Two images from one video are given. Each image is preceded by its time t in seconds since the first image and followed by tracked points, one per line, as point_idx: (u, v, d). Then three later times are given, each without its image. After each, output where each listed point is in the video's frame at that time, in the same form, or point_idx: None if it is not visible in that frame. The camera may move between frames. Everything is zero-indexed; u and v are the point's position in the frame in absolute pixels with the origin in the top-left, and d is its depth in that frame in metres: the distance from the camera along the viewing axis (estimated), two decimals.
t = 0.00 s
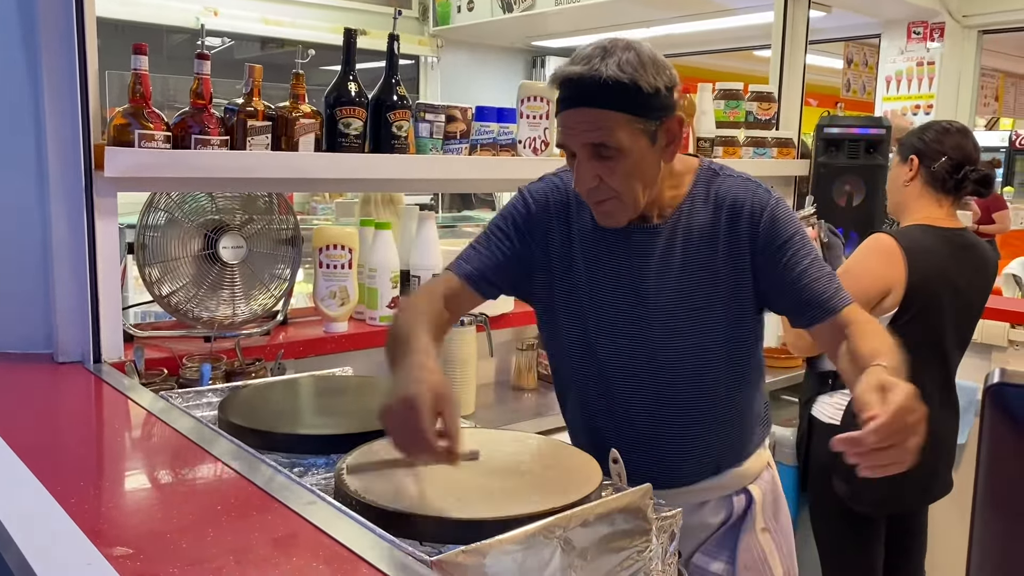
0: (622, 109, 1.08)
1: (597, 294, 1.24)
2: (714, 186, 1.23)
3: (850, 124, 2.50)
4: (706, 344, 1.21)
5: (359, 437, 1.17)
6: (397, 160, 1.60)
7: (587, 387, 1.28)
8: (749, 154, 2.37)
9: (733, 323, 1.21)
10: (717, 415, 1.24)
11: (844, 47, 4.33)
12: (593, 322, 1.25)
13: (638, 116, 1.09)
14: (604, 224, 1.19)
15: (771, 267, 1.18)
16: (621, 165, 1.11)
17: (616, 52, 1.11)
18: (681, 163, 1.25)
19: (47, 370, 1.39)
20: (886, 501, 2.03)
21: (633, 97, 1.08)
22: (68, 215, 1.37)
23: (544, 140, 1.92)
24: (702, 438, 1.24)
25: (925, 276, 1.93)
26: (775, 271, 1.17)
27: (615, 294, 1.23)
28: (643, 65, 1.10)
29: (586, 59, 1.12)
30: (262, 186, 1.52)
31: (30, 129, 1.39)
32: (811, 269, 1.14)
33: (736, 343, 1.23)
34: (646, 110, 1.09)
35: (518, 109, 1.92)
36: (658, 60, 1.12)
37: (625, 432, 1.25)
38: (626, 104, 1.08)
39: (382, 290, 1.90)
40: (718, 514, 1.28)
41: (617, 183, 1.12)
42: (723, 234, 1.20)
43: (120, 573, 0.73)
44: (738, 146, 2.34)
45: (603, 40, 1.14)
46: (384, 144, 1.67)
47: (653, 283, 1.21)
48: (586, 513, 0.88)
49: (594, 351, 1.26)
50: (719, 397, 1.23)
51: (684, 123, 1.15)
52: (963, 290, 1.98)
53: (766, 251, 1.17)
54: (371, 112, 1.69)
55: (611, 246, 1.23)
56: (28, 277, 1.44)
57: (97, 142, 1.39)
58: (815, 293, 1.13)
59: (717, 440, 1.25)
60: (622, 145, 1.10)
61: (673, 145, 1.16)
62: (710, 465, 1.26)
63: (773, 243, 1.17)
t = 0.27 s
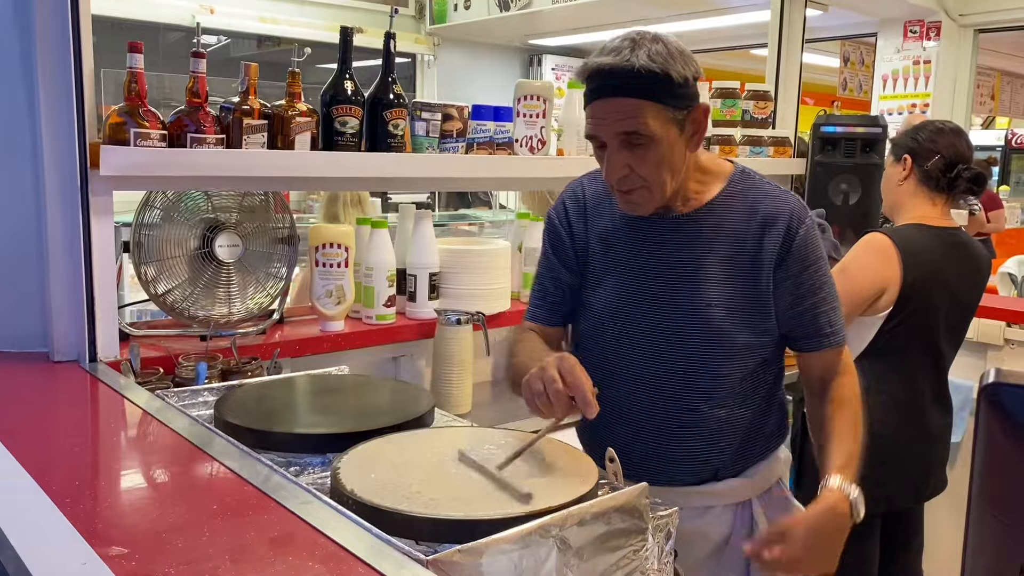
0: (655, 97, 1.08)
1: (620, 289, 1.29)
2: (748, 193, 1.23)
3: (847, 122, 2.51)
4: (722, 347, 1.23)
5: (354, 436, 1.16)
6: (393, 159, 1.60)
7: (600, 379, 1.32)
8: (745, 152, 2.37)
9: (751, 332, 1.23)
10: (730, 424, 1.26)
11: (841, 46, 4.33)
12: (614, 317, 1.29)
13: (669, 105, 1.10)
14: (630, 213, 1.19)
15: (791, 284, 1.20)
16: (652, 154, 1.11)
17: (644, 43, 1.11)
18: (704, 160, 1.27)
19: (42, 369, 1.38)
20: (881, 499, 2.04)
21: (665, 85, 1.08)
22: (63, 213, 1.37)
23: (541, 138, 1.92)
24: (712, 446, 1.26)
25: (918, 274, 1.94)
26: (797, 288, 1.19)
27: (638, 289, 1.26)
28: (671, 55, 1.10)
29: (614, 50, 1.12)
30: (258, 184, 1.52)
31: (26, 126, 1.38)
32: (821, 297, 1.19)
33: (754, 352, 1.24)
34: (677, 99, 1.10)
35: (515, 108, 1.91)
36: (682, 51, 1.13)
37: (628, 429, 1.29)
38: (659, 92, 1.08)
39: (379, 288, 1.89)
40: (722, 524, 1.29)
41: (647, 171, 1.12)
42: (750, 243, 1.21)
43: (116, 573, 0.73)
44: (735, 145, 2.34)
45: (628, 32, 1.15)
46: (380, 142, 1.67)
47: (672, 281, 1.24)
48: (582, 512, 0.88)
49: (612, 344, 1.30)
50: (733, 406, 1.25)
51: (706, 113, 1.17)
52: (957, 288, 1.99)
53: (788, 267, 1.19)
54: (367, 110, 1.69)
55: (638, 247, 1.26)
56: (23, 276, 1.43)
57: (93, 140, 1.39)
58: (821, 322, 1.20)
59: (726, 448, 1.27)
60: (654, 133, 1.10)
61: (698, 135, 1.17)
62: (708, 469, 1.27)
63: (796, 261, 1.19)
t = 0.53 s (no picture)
0: (686, 102, 1.09)
1: (649, 287, 1.31)
2: (774, 191, 1.22)
3: (843, 121, 2.51)
4: (743, 347, 1.23)
5: (351, 435, 1.16)
6: (389, 157, 1.60)
7: (628, 375, 1.34)
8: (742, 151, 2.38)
9: (773, 332, 1.22)
10: (748, 427, 1.25)
11: (838, 45, 4.33)
12: (642, 314, 1.31)
13: (701, 108, 1.10)
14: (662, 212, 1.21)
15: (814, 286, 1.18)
16: (682, 156, 1.12)
17: (675, 46, 1.11)
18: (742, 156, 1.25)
19: (38, 367, 1.38)
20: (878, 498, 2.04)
21: (696, 90, 1.08)
22: (58, 211, 1.36)
23: (537, 137, 1.92)
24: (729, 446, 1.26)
25: (914, 272, 1.94)
26: (819, 287, 1.17)
27: (663, 287, 1.29)
28: (702, 57, 1.10)
29: (646, 53, 1.12)
30: (254, 182, 1.52)
31: (21, 124, 1.38)
32: (842, 301, 1.17)
33: (776, 352, 1.23)
34: (708, 102, 1.10)
35: (512, 106, 1.91)
36: (715, 50, 1.13)
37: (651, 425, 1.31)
38: (689, 97, 1.08)
39: (376, 286, 1.89)
40: (732, 525, 1.29)
41: (679, 173, 1.13)
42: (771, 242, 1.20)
43: (111, 571, 0.73)
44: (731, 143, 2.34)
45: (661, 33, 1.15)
46: (377, 140, 1.67)
47: (696, 280, 1.25)
48: (578, 510, 0.88)
49: (640, 341, 1.32)
50: (752, 407, 1.25)
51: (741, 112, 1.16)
52: (954, 285, 1.99)
53: (811, 270, 1.18)
54: (364, 108, 1.69)
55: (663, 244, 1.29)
56: (19, 274, 1.43)
57: (88, 138, 1.38)
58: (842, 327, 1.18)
59: (745, 449, 1.26)
60: (685, 137, 1.11)
61: (733, 133, 1.16)
62: (725, 470, 1.27)
63: (820, 263, 1.17)
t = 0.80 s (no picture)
0: (684, 110, 1.08)
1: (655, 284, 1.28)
2: (786, 193, 1.20)
3: (841, 119, 2.51)
4: (754, 349, 1.22)
5: (349, 433, 1.16)
6: (386, 155, 1.60)
7: (632, 371, 1.33)
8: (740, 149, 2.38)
9: (782, 334, 1.20)
10: (756, 428, 1.25)
11: (835, 43, 4.34)
12: (648, 311, 1.29)
13: (700, 116, 1.09)
14: (669, 214, 1.21)
15: (825, 288, 1.17)
16: (681, 164, 1.12)
17: (677, 52, 1.11)
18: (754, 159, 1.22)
19: (35, 366, 1.38)
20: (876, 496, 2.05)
21: (695, 98, 1.08)
22: (55, 209, 1.36)
23: (535, 136, 1.92)
24: (737, 448, 1.26)
25: (913, 271, 1.94)
26: (832, 291, 1.16)
27: (671, 287, 1.26)
28: (703, 65, 1.10)
29: (647, 60, 1.13)
30: (252, 180, 1.52)
31: (18, 123, 1.38)
32: (858, 305, 1.16)
33: (787, 355, 1.22)
34: (709, 110, 1.09)
35: (510, 104, 1.91)
36: (720, 58, 1.12)
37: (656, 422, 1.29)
38: (688, 105, 1.08)
39: (373, 285, 1.89)
40: (736, 524, 1.29)
41: (678, 180, 1.13)
42: (784, 244, 1.18)
43: (109, 571, 0.73)
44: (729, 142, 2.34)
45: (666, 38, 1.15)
46: (374, 139, 1.67)
47: (705, 279, 1.23)
48: (576, 508, 0.88)
49: (645, 338, 1.30)
50: (761, 409, 1.24)
51: (746, 120, 1.15)
52: (953, 283, 2.00)
53: (823, 272, 1.16)
54: (362, 107, 1.69)
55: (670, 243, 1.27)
56: (16, 273, 1.42)
57: (85, 137, 1.38)
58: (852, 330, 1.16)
59: (752, 451, 1.26)
60: (684, 144, 1.11)
61: (738, 140, 1.15)
62: (732, 471, 1.27)
63: (833, 266, 1.15)
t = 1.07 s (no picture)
0: (642, 94, 1.09)
1: (622, 280, 1.29)
2: (748, 185, 1.23)
3: (838, 118, 2.52)
4: (726, 338, 1.23)
5: (347, 432, 1.16)
6: (384, 154, 1.59)
7: (602, 370, 1.32)
8: (738, 148, 2.38)
9: (754, 322, 1.23)
10: (730, 421, 1.26)
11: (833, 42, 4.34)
12: (617, 307, 1.29)
13: (658, 101, 1.10)
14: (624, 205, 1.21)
15: (794, 273, 1.21)
16: (639, 150, 1.12)
17: (637, 37, 1.12)
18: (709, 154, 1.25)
19: (32, 365, 1.38)
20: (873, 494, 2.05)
21: (653, 82, 1.09)
22: (51, 208, 1.36)
23: (533, 134, 1.91)
24: (713, 441, 1.25)
25: (912, 270, 1.94)
26: (799, 275, 1.20)
27: (641, 282, 1.26)
28: (663, 50, 1.11)
29: (608, 43, 1.13)
30: (249, 179, 1.52)
31: (14, 121, 1.37)
32: (823, 289, 1.21)
33: (757, 343, 1.24)
34: (666, 95, 1.10)
35: (507, 103, 1.91)
36: (679, 44, 1.13)
37: (633, 417, 1.27)
38: (646, 89, 1.09)
39: (371, 285, 1.89)
40: (718, 527, 1.29)
41: (636, 166, 1.14)
42: (750, 233, 1.22)
43: (105, 570, 0.73)
44: (726, 141, 2.34)
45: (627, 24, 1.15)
46: (372, 138, 1.67)
47: (675, 271, 1.24)
48: (573, 506, 0.88)
49: (614, 334, 1.30)
50: (733, 400, 1.25)
51: (704, 108, 1.16)
52: (952, 283, 2.00)
53: (792, 258, 1.20)
54: (359, 106, 1.68)
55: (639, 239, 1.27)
56: (13, 272, 1.42)
57: (82, 135, 1.38)
58: (820, 310, 1.20)
59: (726, 444, 1.26)
60: (642, 130, 1.11)
61: (694, 129, 1.16)
62: (709, 468, 1.26)
63: (800, 251, 1.20)
